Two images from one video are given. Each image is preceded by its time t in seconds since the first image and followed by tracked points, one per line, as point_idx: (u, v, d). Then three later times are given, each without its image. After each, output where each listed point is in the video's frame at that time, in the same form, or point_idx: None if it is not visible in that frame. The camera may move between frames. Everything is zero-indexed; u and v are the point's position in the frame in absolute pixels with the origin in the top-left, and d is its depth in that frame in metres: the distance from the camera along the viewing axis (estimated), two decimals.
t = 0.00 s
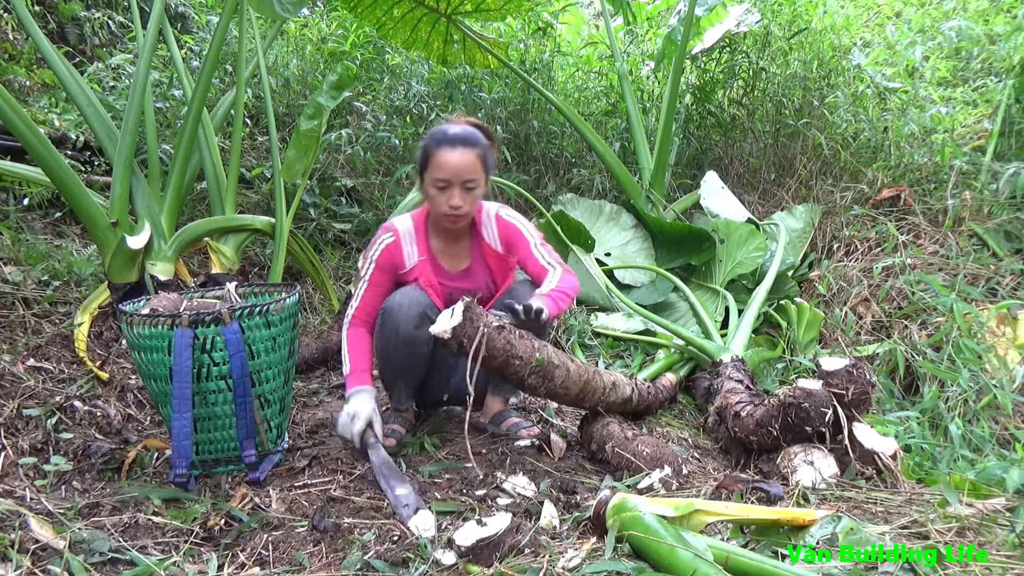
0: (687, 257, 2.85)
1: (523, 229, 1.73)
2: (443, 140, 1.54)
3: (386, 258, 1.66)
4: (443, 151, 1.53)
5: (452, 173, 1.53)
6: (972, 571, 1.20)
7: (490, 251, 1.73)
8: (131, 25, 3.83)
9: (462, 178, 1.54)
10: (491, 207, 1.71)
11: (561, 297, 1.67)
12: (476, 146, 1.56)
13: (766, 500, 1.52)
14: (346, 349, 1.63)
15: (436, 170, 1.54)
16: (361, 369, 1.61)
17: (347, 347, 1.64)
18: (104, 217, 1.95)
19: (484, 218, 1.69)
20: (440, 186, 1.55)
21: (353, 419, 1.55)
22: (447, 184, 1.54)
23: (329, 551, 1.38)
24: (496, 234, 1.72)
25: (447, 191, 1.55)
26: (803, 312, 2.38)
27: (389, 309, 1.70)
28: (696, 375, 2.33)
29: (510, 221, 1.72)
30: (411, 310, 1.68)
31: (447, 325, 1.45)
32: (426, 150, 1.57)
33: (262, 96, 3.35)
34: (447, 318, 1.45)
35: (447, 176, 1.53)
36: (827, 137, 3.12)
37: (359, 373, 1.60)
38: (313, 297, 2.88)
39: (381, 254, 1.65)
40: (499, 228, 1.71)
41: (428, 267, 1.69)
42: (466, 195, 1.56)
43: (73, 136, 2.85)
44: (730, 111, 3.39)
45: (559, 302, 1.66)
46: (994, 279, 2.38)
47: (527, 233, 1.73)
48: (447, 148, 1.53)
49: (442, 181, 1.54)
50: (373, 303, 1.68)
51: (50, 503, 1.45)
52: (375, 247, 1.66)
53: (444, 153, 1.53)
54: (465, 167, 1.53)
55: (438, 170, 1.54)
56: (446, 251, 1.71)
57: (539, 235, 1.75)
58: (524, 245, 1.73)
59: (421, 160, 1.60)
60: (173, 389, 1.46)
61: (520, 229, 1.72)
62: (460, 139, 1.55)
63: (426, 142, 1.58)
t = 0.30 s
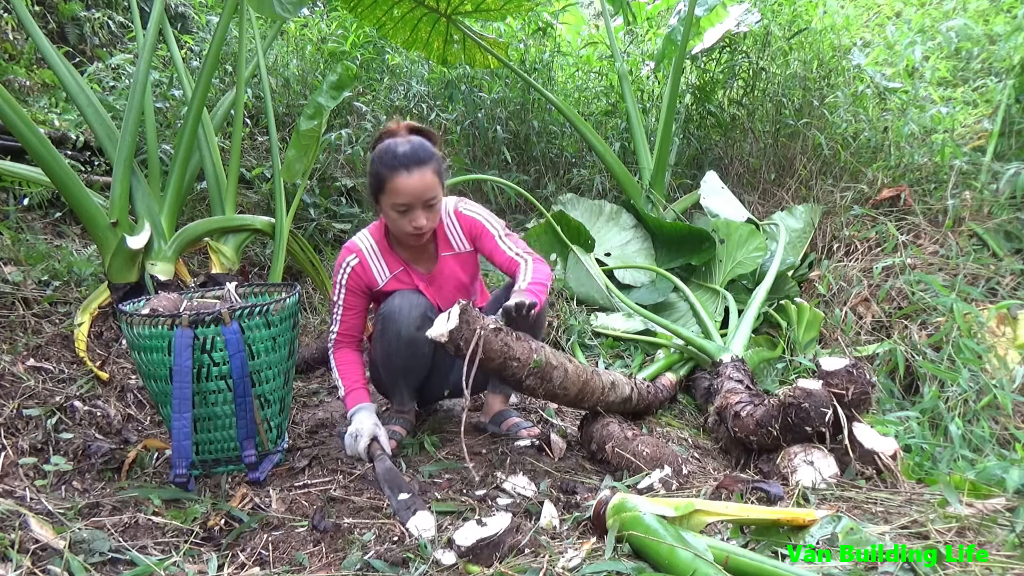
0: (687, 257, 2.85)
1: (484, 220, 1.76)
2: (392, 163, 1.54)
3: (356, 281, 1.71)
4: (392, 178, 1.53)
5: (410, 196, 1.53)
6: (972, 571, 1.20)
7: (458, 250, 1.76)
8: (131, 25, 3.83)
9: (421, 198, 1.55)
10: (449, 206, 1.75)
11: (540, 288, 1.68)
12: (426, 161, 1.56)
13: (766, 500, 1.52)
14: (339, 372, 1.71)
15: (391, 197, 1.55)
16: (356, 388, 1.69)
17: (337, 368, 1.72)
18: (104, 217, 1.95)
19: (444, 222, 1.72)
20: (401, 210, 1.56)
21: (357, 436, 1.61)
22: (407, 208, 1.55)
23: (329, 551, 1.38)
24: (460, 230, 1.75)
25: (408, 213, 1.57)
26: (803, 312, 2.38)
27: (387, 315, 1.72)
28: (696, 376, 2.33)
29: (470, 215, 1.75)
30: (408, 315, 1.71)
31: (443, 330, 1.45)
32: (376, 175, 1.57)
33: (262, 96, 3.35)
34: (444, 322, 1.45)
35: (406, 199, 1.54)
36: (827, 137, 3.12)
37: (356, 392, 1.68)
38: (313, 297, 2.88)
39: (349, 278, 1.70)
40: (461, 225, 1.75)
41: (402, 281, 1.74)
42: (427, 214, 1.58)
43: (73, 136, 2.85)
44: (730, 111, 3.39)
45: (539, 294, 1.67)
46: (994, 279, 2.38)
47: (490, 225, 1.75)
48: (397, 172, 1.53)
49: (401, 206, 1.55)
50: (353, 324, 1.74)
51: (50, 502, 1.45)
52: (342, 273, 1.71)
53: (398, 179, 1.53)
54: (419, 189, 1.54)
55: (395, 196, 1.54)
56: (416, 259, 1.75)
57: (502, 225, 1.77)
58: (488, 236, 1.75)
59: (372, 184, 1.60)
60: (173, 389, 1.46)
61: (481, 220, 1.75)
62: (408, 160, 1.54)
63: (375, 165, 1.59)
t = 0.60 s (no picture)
0: (688, 257, 2.85)
1: (477, 221, 1.78)
2: (390, 169, 1.53)
3: (350, 279, 1.71)
4: (392, 184, 1.53)
5: (409, 203, 1.54)
6: (972, 571, 1.20)
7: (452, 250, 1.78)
8: (131, 25, 3.83)
9: (420, 206, 1.55)
10: (443, 206, 1.76)
11: (532, 292, 1.69)
12: (424, 167, 1.56)
13: (767, 501, 1.52)
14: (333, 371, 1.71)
15: (390, 203, 1.55)
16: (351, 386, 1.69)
17: (332, 367, 1.72)
18: (104, 217, 1.95)
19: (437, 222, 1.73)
20: (399, 215, 1.56)
21: (354, 435, 1.61)
22: (406, 214, 1.56)
23: (329, 551, 1.38)
24: (453, 231, 1.77)
25: (407, 218, 1.57)
26: (803, 312, 2.38)
27: (382, 315, 1.71)
28: (696, 375, 2.33)
29: (462, 217, 1.77)
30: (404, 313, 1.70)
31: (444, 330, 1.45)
32: (374, 180, 1.56)
33: (262, 96, 3.35)
34: (445, 322, 1.45)
35: (405, 206, 1.54)
36: (827, 137, 3.12)
37: (352, 391, 1.69)
38: (313, 297, 2.88)
39: (343, 276, 1.71)
40: (454, 225, 1.76)
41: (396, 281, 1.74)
42: (425, 219, 1.59)
43: (73, 136, 2.85)
44: (730, 111, 3.40)
45: (532, 298, 1.68)
46: (994, 279, 2.37)
47: (481, 226, 1.77)
48: (397, 179, 1.53)
49: (400, 212, 1.56)
50: (348, 323, 1.75)
51: (50, 502, 1.45)
52: (337, 271, 1.71)
53: (397, 185, 1.53)
54: (419, 196, 1.54)
55: (394, 202, 1.54)
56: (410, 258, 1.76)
57: (493, 225, 1.79)
58: (482, 237, 1.77)
59: (370, 188, 1.59)
60: (173, 389, 1.46)
61: (473, 222, 1.77)
62: (406, 166, 1.54)
63: (371, 170, 1.58)
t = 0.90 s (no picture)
0: (687, 257, 2.85)
1: (481, 226, 1.76)
2: (393, 169, 1.54)
3: (350, 276, 1.72)
4: (394, 184, 1.53)
5: (410, 203, 1.54)
6: (972, 571, 1.20)
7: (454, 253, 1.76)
8: (131, 25, 3.83)
9: (421, 206, 1.55)
10: (447, 209, 1.75)
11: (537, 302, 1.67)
12: (427, 168, 1.56)
13: (767, 501, 1.52)
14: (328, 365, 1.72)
15: (391, 202, 1.55)
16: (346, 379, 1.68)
17: (328, 360, 1.72)
18: (104, 217, 1.95)
19: (438, 224, 1.72)
20: (400, 215, 1.56)
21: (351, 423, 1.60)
22: (407, 214, 1.56)
23: (329, 551, 1.38)
24: (456, 234, 1.75)
25: (408, 218, 1.57)
26: (803, 312, 2.38)
27: (377, 311, 1.72)
28: (696, 376, 2.32)
29: (466, 220, 1.75)
30: (400, 308, 1.71)
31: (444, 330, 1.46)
32: (376, 178, 1.56)
33: (262, 96, 3.35)
34: (444, 322, 1.46)
35: (406, 206, 1.54)
36: (827, 137, 3.13)
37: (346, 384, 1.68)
38: (313, 297, 2.88)
39: (343, 272, 1.71)
40: (457, 229, 1.75)
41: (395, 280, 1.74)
42: (427, 220, 1.58)
43: (73, 136, 2.85)
44: (730, 111, 3.41)
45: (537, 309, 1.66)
46: (994, 279, 2.37)
47: (484, 231, 1.75)
48: (399, 179, 1.53)
49: (401, 211, 1.56)
50: (346, 318, 1.75)
51: (50, 503, 1.45)
52: (337, 267, 1.71)
53: (399, 185, 1.53)
54: (420, 197, 1.54)
55: (395, 202, 1.54)
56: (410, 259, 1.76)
57: (497, 231, 1.76)
58: (484, 242, 1.75)
59: (373, 186, 1.59)
60: (173, 389, 1.46)
61: (477, 226, 1.75)
62: (408, 167, 1.54)
63: (374, 169, 1.58)
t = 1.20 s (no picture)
0: (687, 257, 2.85)
1: (498, 226, 1.74)
2: (420, 143, 1.55)
3: (358, 258, 1.72)
4: (419, 158, 1.54)
5: (433, 177, 1.54)
6: (972, 571, 1.20)
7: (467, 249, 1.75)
8: (131, 25, 3.83)
9: (444, 182, 1.55)
10: (466, 204, 1.75)
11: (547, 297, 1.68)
12: (453, 148, 1.57)
13: (767, 501, 1.52)
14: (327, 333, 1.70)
15: (414, 177, 1.55)
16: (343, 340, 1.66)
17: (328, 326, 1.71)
18: (104, 217, 1.95)
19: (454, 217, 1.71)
20: (421, 191, 1.56)
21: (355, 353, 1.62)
22: (429, 190, 1.55)
23: (329, 551, 1.38)
24: (471, 231, 1.74)
25: (428, 195, 1.56)
26: (803, 312, 2.38)
27: (377, 312, 1.72)
28: (696, 376, 2.32)
29: (484, 218, 1.74)
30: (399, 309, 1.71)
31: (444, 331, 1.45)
32: (402, 152, 1.57)
33: (262, 96, 3.35)
34: (442, 324, 1.45)
35: (428, 181, 1.54)
36: (827, 138, 3.13)
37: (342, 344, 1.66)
38: (313, 297, 2.88)
39: (352, 254, 1.72)
40: (474, 225, 1.74)
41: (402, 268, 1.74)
42: (446, 199, 1.57)
43: (73, 136, 2.86)
44: (730, 111, 3.41)
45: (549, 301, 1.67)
46: (994, 279, 2.37)
47: (501, 231, 1.74)
48: (423, 154, 1.54)
49: (422, 188, 1.55)
50: (350, 297, 1.75)
51: (50, 503, 1.45)
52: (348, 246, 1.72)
53: (424, 160, 1.53)
54: (442, 173, 1.54)
55: (417, 176, 1.54)
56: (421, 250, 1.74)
57: (514, 232, 1.76)
58: (499, 242, 1.74)
59: (396, 163, 1.60)
60: (173, 389, 1.46)
61: (494, 225, 1.74)
62: (434, 143, 1.55)
63: (400, 146, 1.59)
